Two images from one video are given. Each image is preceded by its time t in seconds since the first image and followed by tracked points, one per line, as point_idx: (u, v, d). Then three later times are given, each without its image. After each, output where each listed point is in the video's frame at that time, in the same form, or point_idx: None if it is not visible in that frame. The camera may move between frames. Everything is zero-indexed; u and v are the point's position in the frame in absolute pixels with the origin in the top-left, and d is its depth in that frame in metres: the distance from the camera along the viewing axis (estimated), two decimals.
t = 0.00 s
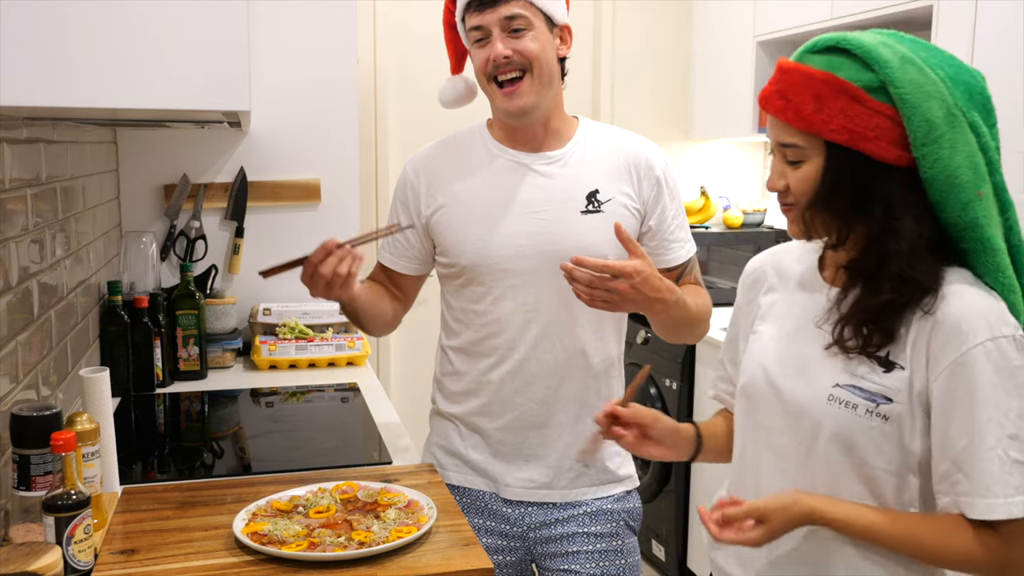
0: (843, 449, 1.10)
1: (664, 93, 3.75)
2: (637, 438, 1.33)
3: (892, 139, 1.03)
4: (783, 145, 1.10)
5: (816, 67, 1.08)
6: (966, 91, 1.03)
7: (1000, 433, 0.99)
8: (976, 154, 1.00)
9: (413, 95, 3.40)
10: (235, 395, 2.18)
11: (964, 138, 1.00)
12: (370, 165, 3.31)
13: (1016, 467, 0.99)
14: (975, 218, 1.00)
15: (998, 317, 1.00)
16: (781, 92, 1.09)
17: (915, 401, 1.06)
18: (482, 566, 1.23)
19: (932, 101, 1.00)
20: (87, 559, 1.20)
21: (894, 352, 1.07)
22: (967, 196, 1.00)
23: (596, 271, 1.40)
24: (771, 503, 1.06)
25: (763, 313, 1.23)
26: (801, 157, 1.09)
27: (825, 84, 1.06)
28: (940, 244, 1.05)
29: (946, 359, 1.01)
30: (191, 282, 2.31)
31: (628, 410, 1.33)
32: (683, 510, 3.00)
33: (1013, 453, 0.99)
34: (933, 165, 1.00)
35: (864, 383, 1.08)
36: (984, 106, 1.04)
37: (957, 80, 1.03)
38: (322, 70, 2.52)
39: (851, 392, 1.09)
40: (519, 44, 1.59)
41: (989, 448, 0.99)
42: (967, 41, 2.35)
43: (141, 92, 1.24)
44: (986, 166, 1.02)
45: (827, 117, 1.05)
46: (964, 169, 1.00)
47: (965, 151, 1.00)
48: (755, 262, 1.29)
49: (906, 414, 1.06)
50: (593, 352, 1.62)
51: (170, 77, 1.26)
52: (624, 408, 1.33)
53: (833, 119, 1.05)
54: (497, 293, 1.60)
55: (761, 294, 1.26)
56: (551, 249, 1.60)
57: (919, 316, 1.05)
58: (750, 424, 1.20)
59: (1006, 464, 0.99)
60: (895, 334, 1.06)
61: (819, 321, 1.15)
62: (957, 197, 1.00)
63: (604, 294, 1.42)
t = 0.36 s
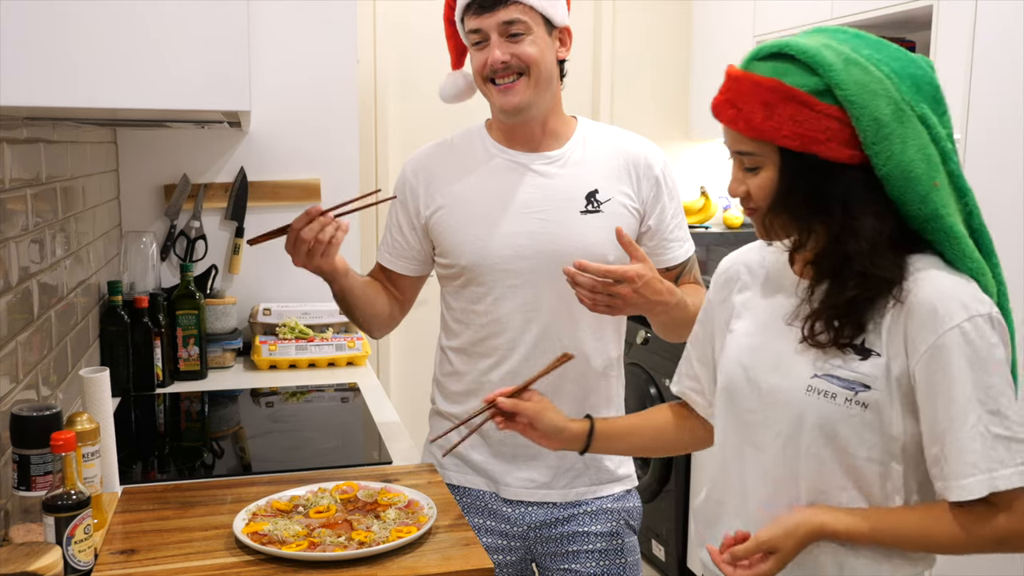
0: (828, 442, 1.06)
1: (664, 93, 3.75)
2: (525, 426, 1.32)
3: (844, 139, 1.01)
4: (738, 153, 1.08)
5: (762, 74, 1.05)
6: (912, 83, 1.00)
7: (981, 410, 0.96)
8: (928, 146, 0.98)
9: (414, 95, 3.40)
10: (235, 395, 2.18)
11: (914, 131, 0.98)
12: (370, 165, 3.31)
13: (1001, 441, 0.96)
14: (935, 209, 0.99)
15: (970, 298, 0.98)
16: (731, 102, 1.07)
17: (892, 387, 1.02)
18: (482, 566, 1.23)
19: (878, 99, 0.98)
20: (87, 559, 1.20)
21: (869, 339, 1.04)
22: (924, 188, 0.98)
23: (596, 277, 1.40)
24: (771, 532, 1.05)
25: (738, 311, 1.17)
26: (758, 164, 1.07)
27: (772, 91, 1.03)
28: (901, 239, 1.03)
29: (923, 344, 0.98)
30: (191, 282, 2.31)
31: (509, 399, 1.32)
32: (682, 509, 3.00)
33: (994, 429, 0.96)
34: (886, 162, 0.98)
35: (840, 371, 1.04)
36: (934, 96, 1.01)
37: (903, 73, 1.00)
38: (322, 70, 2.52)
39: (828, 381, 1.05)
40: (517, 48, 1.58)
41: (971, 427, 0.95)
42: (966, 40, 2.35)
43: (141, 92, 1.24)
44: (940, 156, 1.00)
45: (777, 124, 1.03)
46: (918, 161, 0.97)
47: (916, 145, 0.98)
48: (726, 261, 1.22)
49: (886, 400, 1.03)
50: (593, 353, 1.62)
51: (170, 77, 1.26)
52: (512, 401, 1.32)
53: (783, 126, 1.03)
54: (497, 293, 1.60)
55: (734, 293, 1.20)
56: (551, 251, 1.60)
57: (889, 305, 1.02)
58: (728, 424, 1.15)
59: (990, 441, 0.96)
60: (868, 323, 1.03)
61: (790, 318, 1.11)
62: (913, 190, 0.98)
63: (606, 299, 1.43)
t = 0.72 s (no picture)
0: (814, 442, 1.05)
1: (664, 93, 3.76)
2: (480, 439, 1.38)
3: (795, 137, 1.01)
4: (698, 161, 1.09)
5: (711, 82, 1.07)
6: (859, 75, 1.01)
7: (958, 398, 0.95)
8: (880, 137, 0.98)
9: (414, 95, 3.40)
10: (235, 395, 2.18)
11: (864, 123, 0.98)
12: (370, 164, 3.31)
13: (981, 427, 0.95)
14: (895, 197, 0.98)
15: (939, 287, 0.97)
16: (684, 112, 1.08)
17: (867, 381, 1.02)
18: (482, 566, 1.23)
19: (825, 95, 0.99)
20: (87, 559, 1.20)
21: (843, 336, 1.04)
22: (880, 178, 0.98)
23: (576, 301, 1.40)
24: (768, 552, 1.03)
25: (723, 316, 1.19)
26: (717, 170, 1.08)
27: (720, 97, 1.05)
28: (864, 232, 1.03)
29: (894, 339, 0.99)
30: (191, 282, 2.31)
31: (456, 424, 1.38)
32: (683, 509, 3.00)
33: (974, 415, 0.95)
34: (840, 156, 0.98)
35: (816, 369, 1.05)
36: (883, 87, 1.02)
37: (848, 67, 1.01)
38: (322, 70, 2.51)
39: (805, 381, 1.06)
40: (517, 49, 1.58)
41: (949, 417, 0.95)
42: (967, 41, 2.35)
43: (141, 92, 1.24)
44: (894, 146, 1.00)
45: (729, 129, 1.04)
46: (871, 153, 0.98)
47: (868, 136, 0.98)
48: (705, 271, 1.24)
49: (864, 396, 1.03)
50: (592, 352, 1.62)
51: (170, 76, 1.26)
52: (460, 422, 1.38)
53: (735, 130, 1.04)
54: (497, 294, 1.60)
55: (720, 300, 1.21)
56: (550, 252, 1.60)
57: (859, 297, 1.03)
58: (720, 427, 1.15)
59: (971, 430, 0.95)
60: (837, 320, 1.05)
61: (764, 321, 1.12)
62: (870, 181, 0.98)
63: (584, 324, 1.43)
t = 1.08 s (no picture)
0: (814, 442, 1.05)
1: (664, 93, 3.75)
2: (469, 457, 1.40)
3: (770, 138, 1.02)
4: (676, 169, 1.10)
5: (683, 90, 1.08)
6: (830, 73, 1.01)
7: (953, 391, 0.95)
8: (854, 132, 0.99)
9: (414, 95, 3.40)
10: (235, 395, 2.18)
11: (838, 120, 0.99)
12: (370, 164, 3.30)
13: (977, 419, 0.95)
14: (874, 192, 0.99)
15: (928, 280, 0.97)
16: (659, 121, 1.09)
17: (863, 378, 1.02)
18: (482, 566, 1.23)
19: (795, 95, 1.00)
20: (87, 559, 1.20)
21: (836, 334, 1.04)
22: (858, 173, 0.98)
23: (551, 313, 1.44)
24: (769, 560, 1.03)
25: (714, 321, 1.19)
26: (697, 176, 1.09)
27: (693, 104, 1.06)
28: (844, 229, 1.04)
29: (886, 334, 0.98)
30: (191, 282, 2.31)
31: (442, 447, 1.39)
32: (683, 509, 3.00)
33: (970, 407, 0.95)
34: (815, 155, 0.99)
35: (812, 369, 1.05)
36: (855, 84, 1.03)
37: (818, 66, 1.02)
38: (322, 70, 2.51)
39: (801, 381, 1.05)
40: (524, 49, 1.58)
41: (944, 410, 0.95)
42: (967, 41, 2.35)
43: (141, 92, 1.24)
44: (869, 141, 1.00)
45: (704, 135, 1.05)
46: (846, 148, 0.98)
47: (843, 132, 0.99)
48: (693, 280, 1.24)
49: (860, 393, 1.02)
50: (592, 351, 1.62)
51: (170, 76, 1.26)
52: (445, 446, 1.39)
53: (710, 135, 1.05)
54: (497, 294, 1.60)
55: (710, 305, 1.21)
56: (550, 252, 1.60)
57: (848, 294, 1.03)
58: (718, 429, 1.15)
59: (968, 422, 0.95)
60: (829, 318, 1.04)
61: (753, 325, 1.13)
62: (847, 177, 0.98)
63: (565, 334, 1.48)
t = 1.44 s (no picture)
0: (817, 442, 1.05)
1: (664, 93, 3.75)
2: (468, 464, 1.40)
3: (773, 134, 1.02)
4: (680, 166, 1.10)
5: (687, 86, 1.08)
6: (832, 71, 1.02)
7: (958, 391, 0.95)
8: (857, 129, 0.99)
9: (414, 95, 3.40)
10: (235, 395, 2.18)
11: (841, 116, 0.99)
12: (370, 164, 3.30)
13: (981, 420, 0.95)
14: (878, 188, 0.99)
15: (934, 278, 0.98)
16: (663, 117, 1.09)
17: (867, 377, 1.02)
18: (482, 566, 1.23)
19: (799, 91, 1.00)
20: (87, 559, 1.20)
21: (840, 333, 1.04)
22: (862, 169, 0.98)
23: (565, 310, 1.42)
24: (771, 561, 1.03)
25: (715, 323, 1.19)
26: (700, 173, 1.09)
27: (696, 99, 1.05)
28: (847, 226, 1.04)
29: (891, 333, 0.98)
30: (191, 282, 2.31)
31: (442, 452, 1.40)
32: (683, 509, 3.00)
33: (975, 407, 0.95)
34: (819, 150, 0.99)
35: (817, 368, 1.05)
36: (857, 82, 1.03)
37: (821, 63, 1.02)
38: (321, 69, 2.51)
39: (805, 380, 1.05)
40: (532, 47, 1.58)
41: (949, 410, 0.95)
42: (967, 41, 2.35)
43: (141, 92, 1.24)
44: (871, 138, 1.01)
45: (707, 131, 1.04)
46: (850, 144, 0.98)
47: (846, 128, 0.99)
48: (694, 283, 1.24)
49: (865, 392, 1.02)
50: (592, 351, 1.62)
51: (170, 77, 1.26)
52: (443, 452, 1.40)
53: (714, 131, 1.04)
54: (497, 294, 1.60)
55: (712, 306, 1.20)
56: (550, 252, 1.60)
57: (852, 292, 1.03)
58: (718, 430, 1.15)
59: (972, 423, 0.95)
60: (832, 316, 1.04)
61: (755, 323, 1.13)
62: (851, 173, 0.98)
63: (574, 331, 1.47)
